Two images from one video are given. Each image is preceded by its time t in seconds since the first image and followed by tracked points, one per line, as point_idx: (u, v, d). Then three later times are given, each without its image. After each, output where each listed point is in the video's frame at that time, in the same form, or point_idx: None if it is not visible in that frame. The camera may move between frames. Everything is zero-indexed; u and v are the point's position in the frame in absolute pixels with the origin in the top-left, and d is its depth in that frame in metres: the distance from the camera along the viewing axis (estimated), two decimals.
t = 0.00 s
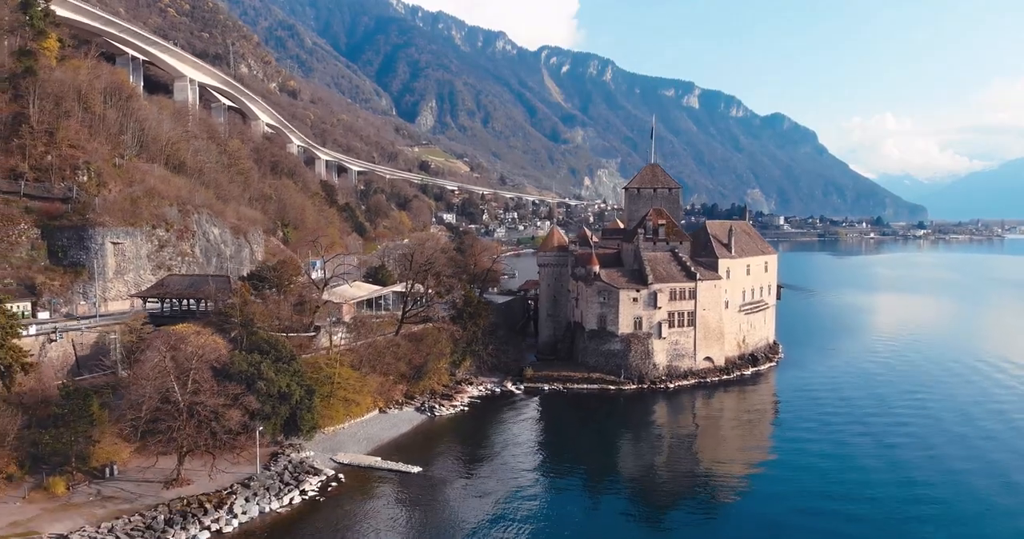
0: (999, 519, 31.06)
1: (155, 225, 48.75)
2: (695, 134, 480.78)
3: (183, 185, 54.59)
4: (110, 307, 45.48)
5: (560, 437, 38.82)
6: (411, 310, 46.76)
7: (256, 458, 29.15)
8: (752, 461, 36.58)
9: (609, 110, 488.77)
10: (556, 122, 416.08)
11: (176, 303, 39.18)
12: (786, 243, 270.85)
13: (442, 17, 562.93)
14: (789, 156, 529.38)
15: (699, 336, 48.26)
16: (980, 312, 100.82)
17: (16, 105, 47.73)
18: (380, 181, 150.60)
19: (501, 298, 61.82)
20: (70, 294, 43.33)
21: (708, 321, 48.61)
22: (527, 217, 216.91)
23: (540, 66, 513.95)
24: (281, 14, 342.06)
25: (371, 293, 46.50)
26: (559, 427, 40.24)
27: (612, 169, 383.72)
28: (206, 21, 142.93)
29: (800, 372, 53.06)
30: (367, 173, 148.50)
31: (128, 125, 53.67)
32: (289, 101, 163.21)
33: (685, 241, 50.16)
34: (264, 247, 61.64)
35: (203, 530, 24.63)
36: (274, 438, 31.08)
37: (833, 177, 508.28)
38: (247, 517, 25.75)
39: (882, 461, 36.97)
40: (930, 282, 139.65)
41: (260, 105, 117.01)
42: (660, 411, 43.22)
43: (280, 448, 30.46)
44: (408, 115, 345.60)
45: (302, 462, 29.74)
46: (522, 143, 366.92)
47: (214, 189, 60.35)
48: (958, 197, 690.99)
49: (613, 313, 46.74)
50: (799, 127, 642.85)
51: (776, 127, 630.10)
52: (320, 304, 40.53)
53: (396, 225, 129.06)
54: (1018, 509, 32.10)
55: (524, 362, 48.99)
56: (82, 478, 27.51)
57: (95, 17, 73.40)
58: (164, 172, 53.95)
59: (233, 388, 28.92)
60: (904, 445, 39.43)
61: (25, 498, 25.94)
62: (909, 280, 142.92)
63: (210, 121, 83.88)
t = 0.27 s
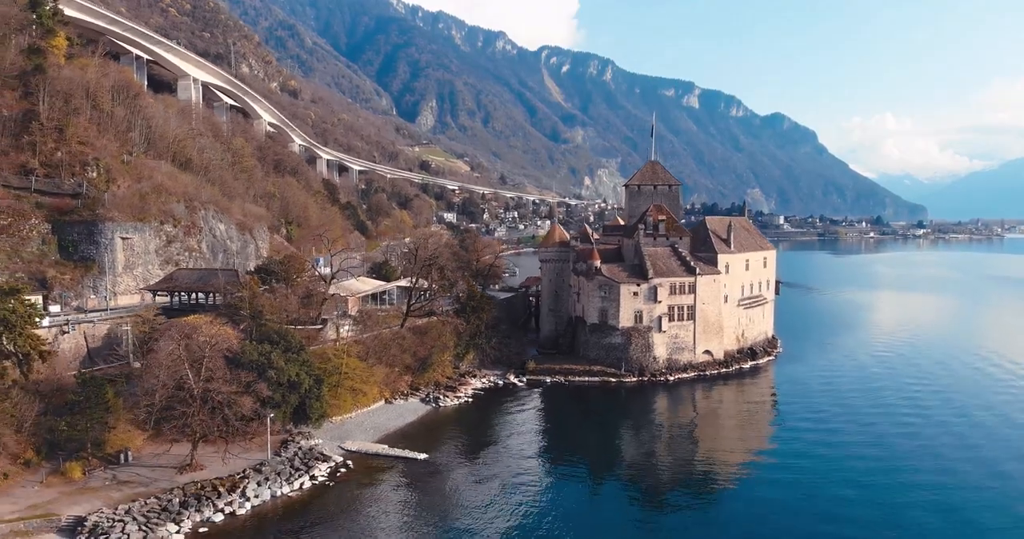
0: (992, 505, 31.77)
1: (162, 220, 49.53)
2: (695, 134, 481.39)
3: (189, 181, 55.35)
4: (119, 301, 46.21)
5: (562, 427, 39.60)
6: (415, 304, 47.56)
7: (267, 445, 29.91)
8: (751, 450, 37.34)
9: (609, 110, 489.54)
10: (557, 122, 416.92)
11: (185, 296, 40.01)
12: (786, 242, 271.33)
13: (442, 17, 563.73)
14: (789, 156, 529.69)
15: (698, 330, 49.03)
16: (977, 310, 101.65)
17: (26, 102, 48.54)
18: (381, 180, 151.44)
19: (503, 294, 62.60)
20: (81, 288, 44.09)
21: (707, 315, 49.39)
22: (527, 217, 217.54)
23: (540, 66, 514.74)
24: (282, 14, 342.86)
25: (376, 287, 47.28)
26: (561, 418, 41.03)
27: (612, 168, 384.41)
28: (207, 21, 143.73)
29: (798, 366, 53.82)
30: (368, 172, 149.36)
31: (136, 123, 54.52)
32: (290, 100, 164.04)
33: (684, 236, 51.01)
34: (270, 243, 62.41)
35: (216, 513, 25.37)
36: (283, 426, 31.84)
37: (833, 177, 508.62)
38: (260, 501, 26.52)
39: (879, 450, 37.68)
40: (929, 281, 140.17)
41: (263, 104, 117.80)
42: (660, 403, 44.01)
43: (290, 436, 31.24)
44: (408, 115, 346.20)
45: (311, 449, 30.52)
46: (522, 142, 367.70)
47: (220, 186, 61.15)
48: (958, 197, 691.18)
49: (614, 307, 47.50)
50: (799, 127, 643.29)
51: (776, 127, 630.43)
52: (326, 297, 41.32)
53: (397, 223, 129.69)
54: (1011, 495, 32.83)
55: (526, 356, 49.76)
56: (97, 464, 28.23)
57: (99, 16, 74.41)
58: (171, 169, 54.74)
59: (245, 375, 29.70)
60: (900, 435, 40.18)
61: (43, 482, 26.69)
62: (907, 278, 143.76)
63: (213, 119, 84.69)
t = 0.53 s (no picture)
0: (988, 489, 32.39)
1: (170, 216, 50.27)
2: (695, 133, 483.32)
3: (196, 178, 56.08)
4: (129, 295, 46.94)
5: (564, 418, 40.42)
6: (419, 299, 48.36)
7: (278, 431, 30.78)
8: (751, 440, 38.14)
9: (609, 110, 490.38)
10: (557, 121, 417.76)
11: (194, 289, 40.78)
12: (786, 241, 271.81)
13: (442, 17, 564.67)
14: (789, 156, 530.37)
15: (698, 324, 49.82)
16: (977, 308, 102.06)
17: (36, 99, 49.42)
18: (383, 179, 152.16)
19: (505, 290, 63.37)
20: (91, 283, 44.82)
21: (707, 310, 50.19)
22: (528, 216, 218.20)
23: (540, 66, 515.48)
24: (282, 14, 343.88)
25: (381, 282, 48.06)
26: (563, 409, 41.87)
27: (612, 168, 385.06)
28: (209, 20, 144.55)
29: (797, 359, 54.51)
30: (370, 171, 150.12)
31: (144, 120, 55.30)
32: (292, 100, 164.91)
33: (684, 232, 51.40)
34: (275, 240, 63.19)
35: (230, 496, 26.07)
36: (293, 414, 32.62)
37: (833, 177, 509.14)
38: (271, 486, 27.26)
39: (876, 438, 38.39)
40: (929, 279, 140.74)
41: (265, 104, 118.66)
42: (660, 394, 44.81)
43: (300, 424, 32.00)
44: (408, 114, 346.98)
45: (320, 436, 31.32)
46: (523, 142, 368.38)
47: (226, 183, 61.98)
48: (958, 197, 691.47)
49: (615, 301, 48.26)
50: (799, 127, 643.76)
51: (776, 126, 630.85)
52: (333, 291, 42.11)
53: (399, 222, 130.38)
54: (1007, 480, 33.45)
55: (529, 349, 50.60)
56: (112, 450, 28.96)
57: (104, 16, 75.78)
58: (177, 165, 55.50)
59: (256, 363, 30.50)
60: (897, 425, 40.87)
61: (60, 467, 27.35)
62: (907, 276, 144.23)
63: (217, 118, 85.47)
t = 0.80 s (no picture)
0: (981, 476, 33.10)
1: (178, 212, 51.02)
2: (695, 133, 483.86)
3: (202, 174, 56.85)
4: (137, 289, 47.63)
5: (565, 408, 41.19)
6: (423, 293, 49.16)
7: (288, 419, 31.54)
8: (750, 429, 38.90)
9: (609, 110, 490.96)
10: (557, 121, 418.49)
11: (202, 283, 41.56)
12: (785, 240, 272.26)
13: (442, 17, 565.25)
14: (789, 156, 530.92)
15: (698, 318, 50.63)
16: (974, 305, 102.87)
17: (46, 97, 50.21)
18: (383, 178, 152.85)
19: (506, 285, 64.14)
20: (101, 276, 45.52)
21: (706, 304, 50.99)
22: (528, 215, 218.75)
23: (540, 66, 515.94)
24: (282, 13, 344.40)
25: (385, 276, 48.82)
26: (564, 400, 42.66)
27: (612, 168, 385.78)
28: (210, 20, 145.23)
29: (795, 353, 55.28)
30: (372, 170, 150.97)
31: (152, 117, 56.28)
32: (292, 100, 165.57)
33: (684, 228, 52.53)
34: (279, 236, 63.94)
35: (243, 480, 26.71)
36: (302, 403, 33.40)
37: (832, 177, 509.67)
38: (282, 471, 27.97)
39: (873, 428, 39.14)
40: (928, 277, 141.20)
41: (268, 103, 119.48)
42: (660, 386, 45.60)
43: (309, 412, 32.77)
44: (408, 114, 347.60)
45: (328, 424, 32.07)
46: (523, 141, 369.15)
47: (231, 180, 62.75)
48: (958, 197, 691.76)
49: (615, 295, 49.05)
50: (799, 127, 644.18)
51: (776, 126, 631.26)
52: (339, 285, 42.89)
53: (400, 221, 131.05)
54: (1000, 468, 34.20)
55: (531, 343, 51.41)
56: (126, 437, 29.57)
57: (109, 15, 76.51)
58: (184, 162, 56.30)
59: (266, 353, 31.28)
60: (894, 416, 41.63)
61: (76, 452, 27.93)
62: (905, 274, 144.96)
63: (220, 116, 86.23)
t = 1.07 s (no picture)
0: (974, 463, 33.86)
1: (185, 208, 51.83)
2: (695, 133, 484.54)
3: (208, 171, 57.64)
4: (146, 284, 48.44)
5: (568, 399, 42.06)
6: (427, 288, 50.00)
7: (297, 408, 32.36)
8: (748, 420, 39.69)
9: (609, 109, 491.63)
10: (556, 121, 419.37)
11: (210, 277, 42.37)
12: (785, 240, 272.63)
13: (442, 17, 566.06)
14: (789, 156, 531.44)
15: (697, 312, 51.46)
16: (973, 303, 103.37)
17: (55, 94, 51.12)
18: (385, 177, 153.56)
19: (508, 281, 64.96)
20: (110, 271, 46.32)
21: (705, 298, 51.80)
22: (528, 214, 219.36)
23: (540, 66, 516.78)
24: (282, 13, 345.35)
25: (390, 271, 49.62)
26: (566, 392, 43.49)
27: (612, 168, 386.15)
28: (211, 20, 146.04)
29: (793, 347, 56.01)
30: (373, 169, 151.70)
31: (159, 115, 57.21)
32: (294, 99, 166.38)
33: (684, 223, 53.33)
34: (284, 233, 64.74)
35: (255, 465, 27.51)
36: (310, 392, 34.23)
37: (832, 177, 510.02)
38: (292, 456, 28.76)
39: (869, 419, 39.86)
40: (928, 275, 141.76)
41: (270, 102, 120.36)
42: (659, 379, 46.47)
43: (317, 401, 33.59)
44: (408, 114, 348.22)
45: (336, 412, 32.86)
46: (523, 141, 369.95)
47: (236, 176, 63.60)
48: (958, 197, 691.69)
49: (616, 290, 49.84)
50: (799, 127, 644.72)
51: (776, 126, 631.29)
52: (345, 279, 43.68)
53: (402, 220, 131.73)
54: (993, 456, 34.90)
55: (533, 336, 52.24)
56: (140, 424, 30.31)
57: (114, 14, 77.47)
58: (190, 159, 57.11)
59: (276, 342, 32.12)
60: (890, 407, 42.35)
61: (91, 438, 28.67)
62: (905, 273, 145.42)
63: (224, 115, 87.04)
